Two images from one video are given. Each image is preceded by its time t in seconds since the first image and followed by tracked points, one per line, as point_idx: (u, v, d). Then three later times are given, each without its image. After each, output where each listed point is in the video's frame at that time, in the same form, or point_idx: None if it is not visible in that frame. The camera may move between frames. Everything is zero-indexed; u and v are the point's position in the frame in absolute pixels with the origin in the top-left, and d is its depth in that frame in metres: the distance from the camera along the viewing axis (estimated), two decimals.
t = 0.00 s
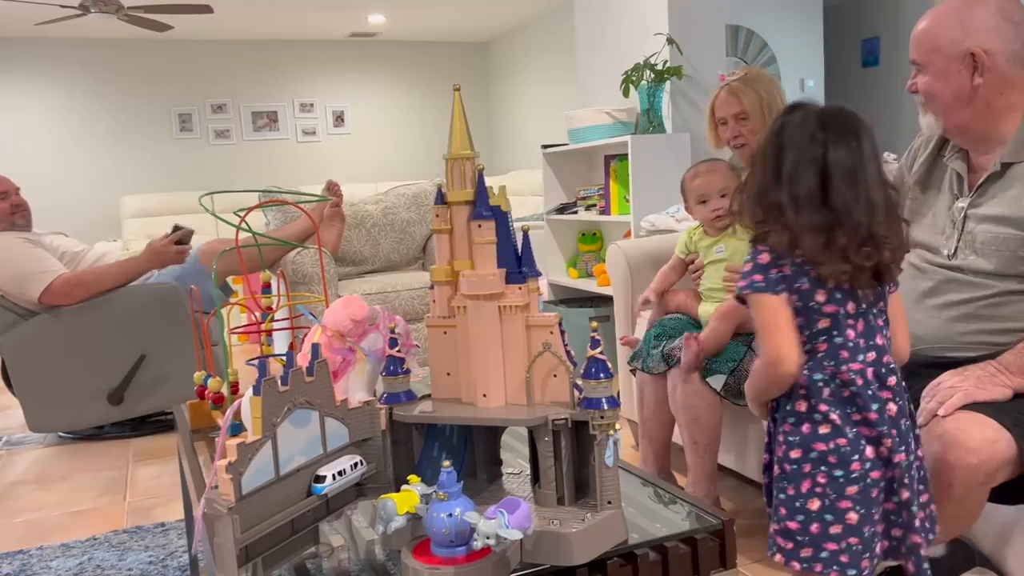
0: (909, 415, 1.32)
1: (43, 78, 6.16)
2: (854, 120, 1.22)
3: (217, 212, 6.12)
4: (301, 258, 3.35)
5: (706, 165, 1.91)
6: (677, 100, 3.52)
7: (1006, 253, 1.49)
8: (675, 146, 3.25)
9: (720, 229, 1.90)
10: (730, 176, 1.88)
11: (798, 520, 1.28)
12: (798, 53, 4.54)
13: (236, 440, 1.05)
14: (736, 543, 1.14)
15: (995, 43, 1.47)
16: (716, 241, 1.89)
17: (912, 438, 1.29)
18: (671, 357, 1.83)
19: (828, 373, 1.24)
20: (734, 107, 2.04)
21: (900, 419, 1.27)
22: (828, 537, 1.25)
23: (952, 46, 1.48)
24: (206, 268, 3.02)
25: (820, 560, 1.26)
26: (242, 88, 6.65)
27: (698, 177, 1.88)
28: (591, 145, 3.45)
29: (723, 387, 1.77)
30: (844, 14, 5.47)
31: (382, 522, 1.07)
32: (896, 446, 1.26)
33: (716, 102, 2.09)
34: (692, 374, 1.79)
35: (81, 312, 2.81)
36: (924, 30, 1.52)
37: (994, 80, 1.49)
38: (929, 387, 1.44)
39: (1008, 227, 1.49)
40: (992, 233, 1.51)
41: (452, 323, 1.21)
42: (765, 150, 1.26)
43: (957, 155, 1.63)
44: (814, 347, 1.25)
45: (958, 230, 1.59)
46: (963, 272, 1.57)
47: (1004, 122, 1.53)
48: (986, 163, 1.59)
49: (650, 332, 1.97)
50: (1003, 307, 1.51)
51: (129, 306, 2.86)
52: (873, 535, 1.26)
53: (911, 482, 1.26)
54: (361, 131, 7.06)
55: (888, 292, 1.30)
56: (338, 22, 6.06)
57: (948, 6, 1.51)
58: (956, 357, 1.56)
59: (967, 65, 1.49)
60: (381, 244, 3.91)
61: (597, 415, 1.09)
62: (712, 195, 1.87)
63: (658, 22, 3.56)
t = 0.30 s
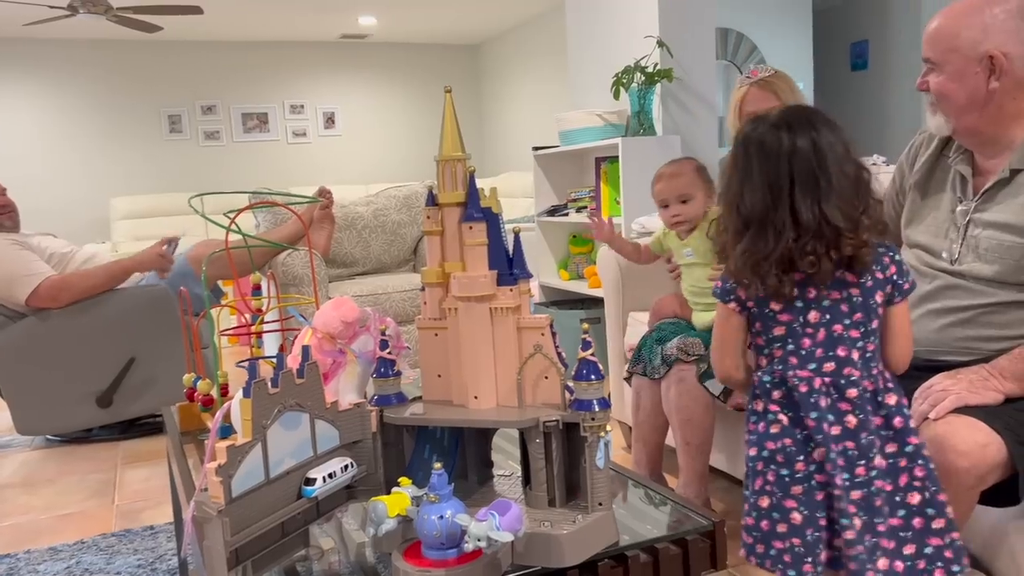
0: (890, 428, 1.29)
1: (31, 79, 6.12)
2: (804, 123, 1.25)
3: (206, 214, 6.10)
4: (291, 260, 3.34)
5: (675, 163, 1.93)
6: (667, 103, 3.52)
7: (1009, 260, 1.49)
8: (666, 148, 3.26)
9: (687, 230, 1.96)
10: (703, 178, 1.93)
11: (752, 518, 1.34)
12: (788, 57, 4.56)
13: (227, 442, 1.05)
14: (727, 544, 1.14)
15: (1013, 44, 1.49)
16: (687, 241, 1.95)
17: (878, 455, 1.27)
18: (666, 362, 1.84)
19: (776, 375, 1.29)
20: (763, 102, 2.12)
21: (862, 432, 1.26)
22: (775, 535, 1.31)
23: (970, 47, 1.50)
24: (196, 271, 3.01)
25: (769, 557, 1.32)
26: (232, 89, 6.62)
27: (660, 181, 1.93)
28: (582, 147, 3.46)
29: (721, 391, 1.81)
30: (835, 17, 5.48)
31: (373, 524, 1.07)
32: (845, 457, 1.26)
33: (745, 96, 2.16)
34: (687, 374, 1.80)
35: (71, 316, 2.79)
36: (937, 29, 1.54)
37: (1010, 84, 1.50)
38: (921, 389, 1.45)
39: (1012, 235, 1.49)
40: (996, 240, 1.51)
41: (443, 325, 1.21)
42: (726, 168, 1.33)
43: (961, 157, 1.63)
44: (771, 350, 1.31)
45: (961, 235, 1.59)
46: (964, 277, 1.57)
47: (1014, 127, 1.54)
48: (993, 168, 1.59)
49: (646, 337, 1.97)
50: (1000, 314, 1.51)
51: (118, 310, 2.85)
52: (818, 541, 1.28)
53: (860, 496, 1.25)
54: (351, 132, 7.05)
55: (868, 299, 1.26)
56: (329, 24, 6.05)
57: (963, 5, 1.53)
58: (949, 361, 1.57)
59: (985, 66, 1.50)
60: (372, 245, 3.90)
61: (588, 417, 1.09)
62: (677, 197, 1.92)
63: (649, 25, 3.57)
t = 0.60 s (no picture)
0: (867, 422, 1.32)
1: (14, 80, 6.07)
2: (795, 125, 1.26)
3: (192, 216, 6.06)
4: (278, 262, 3.33)
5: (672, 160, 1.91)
6: (655, 105, 3.53)
7: (998, 263, 1.50)
8: (653, 150, 3.26)
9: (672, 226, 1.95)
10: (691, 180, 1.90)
11: (723, 492, 1.45)
12: (773, 59, 4.59)
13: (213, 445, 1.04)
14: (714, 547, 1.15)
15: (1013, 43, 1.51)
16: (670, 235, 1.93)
17: (852, 448, 1.30)
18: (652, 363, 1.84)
19: (757, 366, 1.37)
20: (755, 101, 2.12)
21: (838, 426, 1.31)
22: (743, 510, 1.44)
23: (972, 46, 1.51)
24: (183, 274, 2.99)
25: (737, 527, 1.45)
26: (218, 90, 6.59)
27: (654, 173, 1.92)
28: (570, 149, 3.46)
29: (708, 393, 1.82)
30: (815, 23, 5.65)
31: (360, 527, 1.07)
32: (820, 449, 1.31)
33: (737, 93, 2.15)
34: (674, 376, 1.81)
35: (57, 318, 2.77)
36: (931, 30, 1.56)
37: (1008, 83, 1.53)
38: (908, 391, 1.45)
39: (1000, 238, 1.50)
40: (984, 242, 1.52)
41: (431, 327, 1.20)
42: (720, 173, 1.32)
43: (950, 159, 1.64)
44: (755, 343, 1.36)
45: (950, 237, 1.60)
46: (953, 279, 1.58)
47: (1005, 129, 1.55)
48: (982, 169, 1.60)
49: (631, 339, 1.96)
50: (989, 316, 1.52)
51: (105, 313, 2.83)
52: (782, 520, 1.40)
53: (830, 487, 1.31)
54: (338, 134, 7.03)
55: (854, 297, 1.29)
56: (315, 25, 6.04)
57: (957, 6, 1.55)
58: (935, 363, 1.58)
59: (985, 65, 1.52)
60: (359, 247, 3.89)
61: (576, 419, 1.09)
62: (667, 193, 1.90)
63: (636, 28, 3.58)
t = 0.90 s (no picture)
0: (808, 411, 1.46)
1: None
2: (743, 133, 1.35)
3: (175, 218, 6.01)
4: (262, 265, 3.31)
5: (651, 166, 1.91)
6: (640, 108, 3.55)
7: (976, 265, 1.52)
8: (637, 153, 3.28)
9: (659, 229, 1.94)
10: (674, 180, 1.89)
11: (659, 470, 1.60)
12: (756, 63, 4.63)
13: (196, 448, 1.03)
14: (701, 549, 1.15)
15: (987, 48, 1.54)
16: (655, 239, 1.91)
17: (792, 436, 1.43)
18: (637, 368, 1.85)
19: (699, 358, 1.52)
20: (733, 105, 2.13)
21: (778, 415, 1.44)
22: (676, 488, 1.57)
23: (950, 51, 1.53)
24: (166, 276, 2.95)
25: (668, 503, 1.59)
26: (202, 92, 6.55)
27: (642, 175, 1.91)
28: (555, 152, 3.47)
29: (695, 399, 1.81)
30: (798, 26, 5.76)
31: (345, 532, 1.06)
32: (762, 437, 1.44)
33: (715, 99, 2.18)
34: (661, 381, 1.81)
35: (37, 320, 2.73)
36: (906, 37, 1.58)
37: (987, 87, 1.54)
38: (891, 392, 1.45)
39: (977, 240, 1.52)
40: (963, 245, 1.53)
41: (416, 330, 1.20)
42: (677, 179, 1.42)
43: (928, 164, 1.65)
44: (705, 339, 1.49)
45: (928, 240, 1.61)
46: (932, 282, 1.59)
47: (983, 132, 1.57)
48: (959, 174, 1.60)
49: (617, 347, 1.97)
50: (968, 317, 1.54)
51: (87, 316, 2.80)
52: (711, 498, 1.55)
53: (770, 473, 1.43)
54: (322, 136, 7.01)
55: (800, 299, 1.42)
56: (299, 27, 6.02)
57: (934, 11, 1.57)
58: (918, 364, 1.59)
59: (965, 69, 1.54)
60: (344, 250, 3.88)
61: (562, 422, 1.09)
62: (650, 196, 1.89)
63: (621, 31, 3.59)
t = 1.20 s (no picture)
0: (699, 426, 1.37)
1: None
2: (643, 145, 1.33)
3: (157, 220, 5.97)
4: (243, 267, 3.30)
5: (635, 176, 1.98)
6: (623, 111, 3.57)
7: (952, 268, 1.53)
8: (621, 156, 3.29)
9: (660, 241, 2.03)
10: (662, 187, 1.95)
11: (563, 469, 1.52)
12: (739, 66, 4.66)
13: (177, 454, 1.02)
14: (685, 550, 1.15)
15: (957, 54, 1.56)
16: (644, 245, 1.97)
17: (675, 448, 1.34)
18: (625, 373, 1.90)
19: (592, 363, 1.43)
20: (708, 108, 2.15)
21: (662, 426, 1.34)
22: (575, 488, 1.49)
23: (920, 56, 1.56)
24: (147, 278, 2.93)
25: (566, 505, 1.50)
26: (184, 93, 6.51)
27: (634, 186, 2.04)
28: (538, 155, 3.47)
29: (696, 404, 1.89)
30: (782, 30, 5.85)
31: (327, 536, 1.05)
32: (643, 446, 1.35)
33: (692, 101, 2.19)
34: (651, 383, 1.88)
35: (14, 321, 2.70)
36: (878, 42, 1.60)
37: (957, 91, 1.56)
38: (872, 394, 1.46)
39: (953, 243, 1.53)
40: (938, 248, 1.55)
41: (400, 333, 1.19)
42: (582, 184, 1.41)
43: (902, 168, 1.67)
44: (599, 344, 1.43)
45: (904, 244, 1.63)
46: (909, 285, 1.60)
47: (954, 136, 1.58)
48: (932, 177, 1.62)
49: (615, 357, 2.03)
50: (946, 320, 1.55)
51: (66, 318, 2.78)
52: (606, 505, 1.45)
53: (649, 481, 1.35)
54: (306, 138, 6.99)
55: (683, 311, 1.35)
56: (282, 28, 5.99)
57: (905, 17, 1.60)
58: (898, 366, 1.61)
59: (935, 74, 1.56)
60: (327, 253, 3.86)
61: (546, 424, 1.09)
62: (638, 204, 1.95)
63: (604, 34, 3.60)
